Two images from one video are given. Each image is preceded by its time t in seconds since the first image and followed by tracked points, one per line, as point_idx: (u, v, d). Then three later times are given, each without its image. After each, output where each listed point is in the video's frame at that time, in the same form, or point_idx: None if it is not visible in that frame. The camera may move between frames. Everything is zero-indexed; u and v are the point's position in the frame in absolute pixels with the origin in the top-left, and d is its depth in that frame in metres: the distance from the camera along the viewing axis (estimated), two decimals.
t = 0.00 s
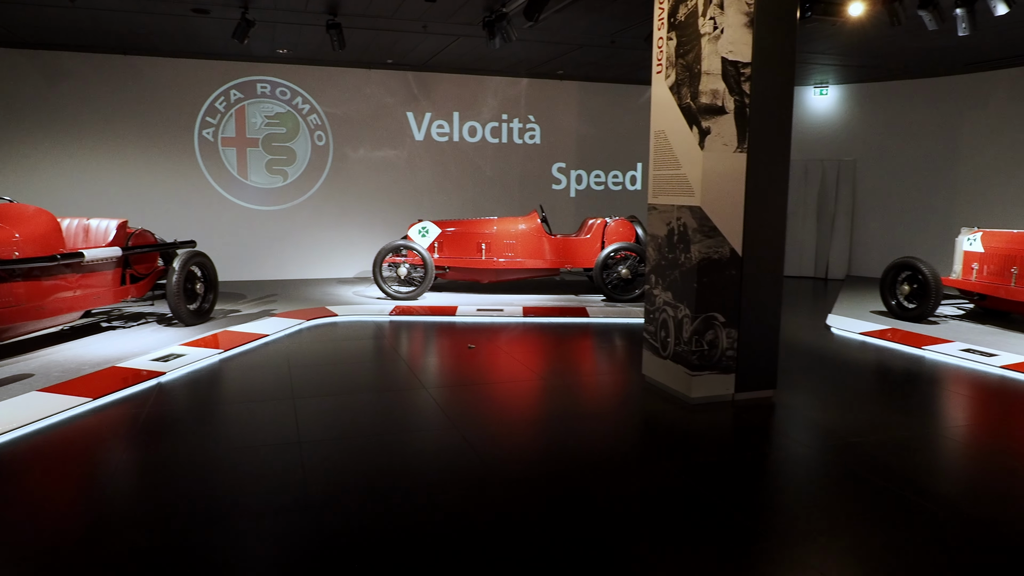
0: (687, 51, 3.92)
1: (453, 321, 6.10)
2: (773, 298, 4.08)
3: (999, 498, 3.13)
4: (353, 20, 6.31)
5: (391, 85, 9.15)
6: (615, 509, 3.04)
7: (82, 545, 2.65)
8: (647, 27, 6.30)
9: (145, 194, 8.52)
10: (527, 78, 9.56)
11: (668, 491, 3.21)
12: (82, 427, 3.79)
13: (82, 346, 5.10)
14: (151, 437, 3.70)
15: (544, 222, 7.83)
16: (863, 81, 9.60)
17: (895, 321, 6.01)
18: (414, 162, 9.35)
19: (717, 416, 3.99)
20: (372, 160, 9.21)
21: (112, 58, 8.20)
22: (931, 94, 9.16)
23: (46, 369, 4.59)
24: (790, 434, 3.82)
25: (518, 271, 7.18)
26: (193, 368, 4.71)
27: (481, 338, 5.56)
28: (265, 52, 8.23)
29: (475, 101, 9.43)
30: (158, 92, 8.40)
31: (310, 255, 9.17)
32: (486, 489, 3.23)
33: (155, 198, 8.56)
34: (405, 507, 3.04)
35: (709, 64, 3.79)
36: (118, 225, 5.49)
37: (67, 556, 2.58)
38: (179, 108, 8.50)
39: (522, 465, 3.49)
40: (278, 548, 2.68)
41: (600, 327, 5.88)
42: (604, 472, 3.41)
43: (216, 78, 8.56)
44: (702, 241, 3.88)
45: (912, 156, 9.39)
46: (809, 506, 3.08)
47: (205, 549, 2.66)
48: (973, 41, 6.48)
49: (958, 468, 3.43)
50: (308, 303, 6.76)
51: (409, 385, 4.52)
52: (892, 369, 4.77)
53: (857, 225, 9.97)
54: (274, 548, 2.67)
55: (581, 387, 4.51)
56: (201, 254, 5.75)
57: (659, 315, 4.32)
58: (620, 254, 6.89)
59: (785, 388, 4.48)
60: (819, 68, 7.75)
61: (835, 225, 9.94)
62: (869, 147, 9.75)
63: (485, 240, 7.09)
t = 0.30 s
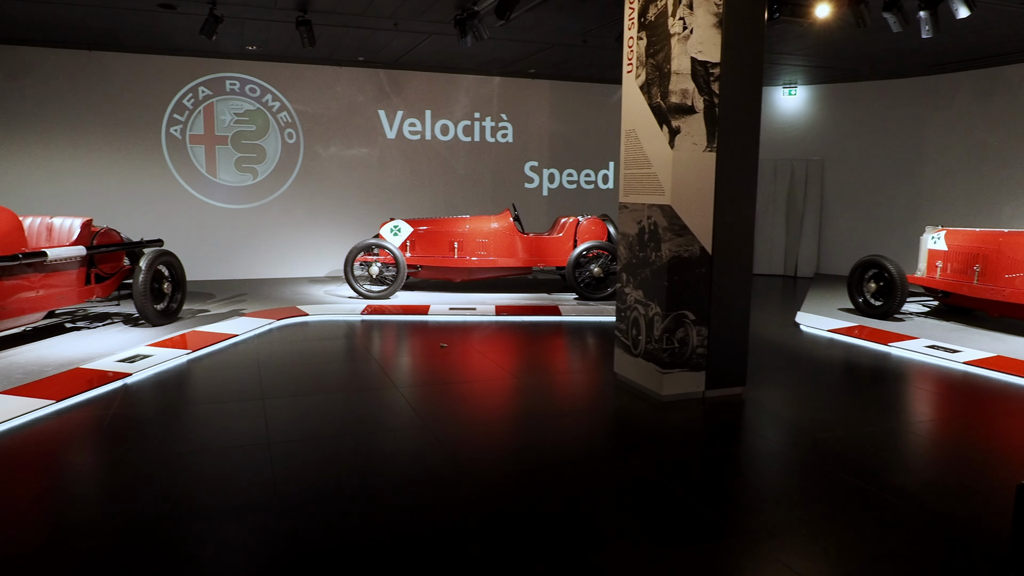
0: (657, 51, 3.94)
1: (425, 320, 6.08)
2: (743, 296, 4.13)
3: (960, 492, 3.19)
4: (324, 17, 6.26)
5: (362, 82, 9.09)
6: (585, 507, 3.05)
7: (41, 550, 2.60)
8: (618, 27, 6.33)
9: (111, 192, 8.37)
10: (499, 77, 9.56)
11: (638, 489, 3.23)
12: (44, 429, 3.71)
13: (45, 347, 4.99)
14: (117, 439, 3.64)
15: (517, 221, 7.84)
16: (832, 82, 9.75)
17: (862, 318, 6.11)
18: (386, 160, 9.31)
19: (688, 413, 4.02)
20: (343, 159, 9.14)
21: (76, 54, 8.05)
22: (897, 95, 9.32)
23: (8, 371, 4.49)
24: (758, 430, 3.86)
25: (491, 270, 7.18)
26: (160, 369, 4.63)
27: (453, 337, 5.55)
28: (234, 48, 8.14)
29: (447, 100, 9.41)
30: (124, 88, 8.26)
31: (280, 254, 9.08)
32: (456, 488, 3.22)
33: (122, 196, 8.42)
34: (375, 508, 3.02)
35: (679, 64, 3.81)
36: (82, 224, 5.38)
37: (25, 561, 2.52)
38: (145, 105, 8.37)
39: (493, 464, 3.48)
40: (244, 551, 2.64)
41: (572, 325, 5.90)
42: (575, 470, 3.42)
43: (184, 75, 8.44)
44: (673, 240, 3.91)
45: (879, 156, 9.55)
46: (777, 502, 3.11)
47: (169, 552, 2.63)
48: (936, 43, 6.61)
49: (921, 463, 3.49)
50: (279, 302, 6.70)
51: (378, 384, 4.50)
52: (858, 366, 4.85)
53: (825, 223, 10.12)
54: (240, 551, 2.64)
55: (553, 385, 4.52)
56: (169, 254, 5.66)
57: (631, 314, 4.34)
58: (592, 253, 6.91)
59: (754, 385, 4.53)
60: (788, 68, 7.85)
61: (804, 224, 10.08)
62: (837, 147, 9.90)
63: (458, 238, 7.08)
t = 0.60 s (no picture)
0: (627, 50, 3.95)
1: (398, 319, 6.05)
2: (713, 294, 4.16)
3: (923, 486, 3.26)
4: (293, 14, 6.20)
5: (333, 80, 9.01)
6: (556, 505, 3.06)
7: None
8: (590, 26, 6.35)
9: (75, 190, 8.22)
10: (471, 75, 9.54)
11: (608, 486, 3.25)
12: (6, 432, 3.63)
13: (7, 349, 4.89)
14: (81, 442, 3.57)
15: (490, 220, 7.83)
16: (801, 83, 9.88)
17: (830, 316, 6.20)
18: (358, 159, 9.24)
19: (659, 410, 4.05)
20: (313, 157, 9.07)
21: (38, 49, 7.88)
22: (865, 95, 9.47)
23: None
24: (728, 427, 3.90)
25: (464, 268, 7.17)
26: (126, 370, 4.56)
27: (426, 336, 5.53)
28: (202, 45, 8.02)
29: (419, 98, 9.37)
30: (88, 84, 8.11)
31: (250, 253, 8.98)
32: (427, 488, 3.21)
33: (87, 194, 8.26)
34: (346, 509, 3.00)
35: (649, 63, 3.84)
36: (45, 223, 5.26)
37: None
38: (111, 101, 8.23)
39: (464, 463, 3.48)
40: (210, 554, 2.61)
41: (545, 324, 5.91)
42: (545, 468, 3.43)
43: (150, 71, 8.31)
44: (644, 238, 3.93)
45: (847, 155, 9.70)
46: (746, 498, 3.15)
47: (132, 556, 2.59)
48: (900, 45, 6.72)
49: (886, 458, 3.55)
50: (249, 302, 6.62)
51: (346, 384, 4.47)
52: (826, 362, 4.92)
53: (795, 222, 10.26)
54: (207, 554, 2.61)
55: (526, 383, 4.52)
56: (135, 253, 5.57)
57: (603, 312, 4.36)
58: (565, 251, 6.92)
59: (724, 382, 4.57)
60: (758, 68, 7.94)
61: (774, 223, 10.20)
62: (806, 146, 10.03)
63: (430, 237, 7.05)
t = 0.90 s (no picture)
0: (597, 49, 3.96)
1: (368, 319, 6.01)
2: (681, 292, 4.20)
3: (885, 480, 3.32)
4: (260, 10, 6.12)
5: (302, 77, 8.93)
6: (525, 504, 3.06)
7: None
8: (560, 25, 6.36)
9: (36, 188, 8.04)
10: (442, 73, 9.50)
11: (576, 484, 3.26)
12: None
13: None
14: (41, 445, 3.49)
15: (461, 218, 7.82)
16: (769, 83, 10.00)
17: (797, 313, 6.28)
18: (327, 157, 9.17)
19: (628, 408, 4.07)
20: (282, 155, 8.98)
21: None
22: (832, 96, 9.61)
23: None
24: (695, 423, 3.94)
25: (435, 267, 7.16)
26: (89, 372, 4.47)
27: (397, 335, 5.51)
28: (167, 40, 7.90)
29: (389, 96, 9.32)
30: (49, 80, 7.95)
31: (217, 252, 8.87)
32: (394, 488, 3.20)
33: (48, 192, 8.09)
34: (312, 511, 2.97)
35: (618, 62, 3.85)
36: (4, 221, 5.15)
37: None
38: (72, 98, 8.07)
39: (433, 463, 3.47)
40: (171, 558, 2.57)
41: (516, 323, 5.91)
42: (514, 467, 3.44)
43: (114, 66, 8.16)
44: (613, 236, 3.94)
45: (814, 155, 9.84)
46: (714, 494, 3.18)
47: (89, 560, 2.54)
48: (864, 46, 6.83)
49: (849, 452, 3.61)
50: (216, 302, 6.54)
51: (312, 383, 4.43)
52: (792, 359, 4.99)
53: (763, 221, 10.39)
54: (168, 558, 2.57)
55: (497, 382, 4.52)
56: (99, 252, 5.47)
57: (573, 310, 4.37)
58: (536, 250, 6.93)
59: (693, 379, 4.61)
60: (726, 68, 8.02)
61: (743, 221, 10.32)
62: (774, 146, 10.16)
63: (400, 236, 7.02)
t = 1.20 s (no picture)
0: (565, 48, 3.97)
1: (336, 318, 5.96)
2: (649, 290, 4.23)
3: (847, 474, 3.37)
4: (225, 5, 6.04)
5: (270, 74, 8.83)
6: (493, 503, 3.06)
7: None
8: (529, 24, 6.38)
9: None
10: (411, 71, 9.47)
11: (544, 482, 3.26)
12: None
13: None
14: None
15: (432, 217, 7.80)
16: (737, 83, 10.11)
17: (765, 310, 6.36)
18: (295, 155, 9.08)
19: (596, 406, 4.09)
20: (249, 153, 8.87)
21: None
22: (798, 96, 9.75)
23: None
24: (663, 420, 3.97)
25: (404, 266, 7.13)
26: (49, 374, 4.36)
27: (366, 334, 5.47)
28: (130, 36, 7.77)
29: (359, 94, 9.26)
30: (6, 75, 7.77)
31: (183, 252, 8.74)
32: (360, 489, 3.18)
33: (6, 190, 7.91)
34: (277, 513, 2.93)
35: (586, 61, 3.86)
36: None
37: None
38: (32, 94, 7.90)
39: (400, 463, 3.45)
40: (129, 563, 2.52)
41: (486, 321, 5.90)
42: (481, 465, 3.43)
43: (75, 61, 8.00)
44: (582, 235, 3.96)
45: (781, 154, 9.97)
46: (681, 491, 3.20)
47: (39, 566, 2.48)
48: (828, 47, 6.93)
49: (813, 447, 3.66)
50: (181, 302, 6.43)
51: (278, 383, 4.39)
52: (759, 356, 5.04)
53: (731, 220, 10.50)
54: (126, 563, 2.52)
55: (468, 381, 4.51)
56: (59, 252, 5.37)
57: (542, 309, 4.38)
58: (506, 248, 6.93)
59: (662, 376, 4.64)
60: (694, 68, 8.09)
61: (711, 220, 10.43)
62: (742, 146, 10.27)
63: (370, 234, 6.98)
